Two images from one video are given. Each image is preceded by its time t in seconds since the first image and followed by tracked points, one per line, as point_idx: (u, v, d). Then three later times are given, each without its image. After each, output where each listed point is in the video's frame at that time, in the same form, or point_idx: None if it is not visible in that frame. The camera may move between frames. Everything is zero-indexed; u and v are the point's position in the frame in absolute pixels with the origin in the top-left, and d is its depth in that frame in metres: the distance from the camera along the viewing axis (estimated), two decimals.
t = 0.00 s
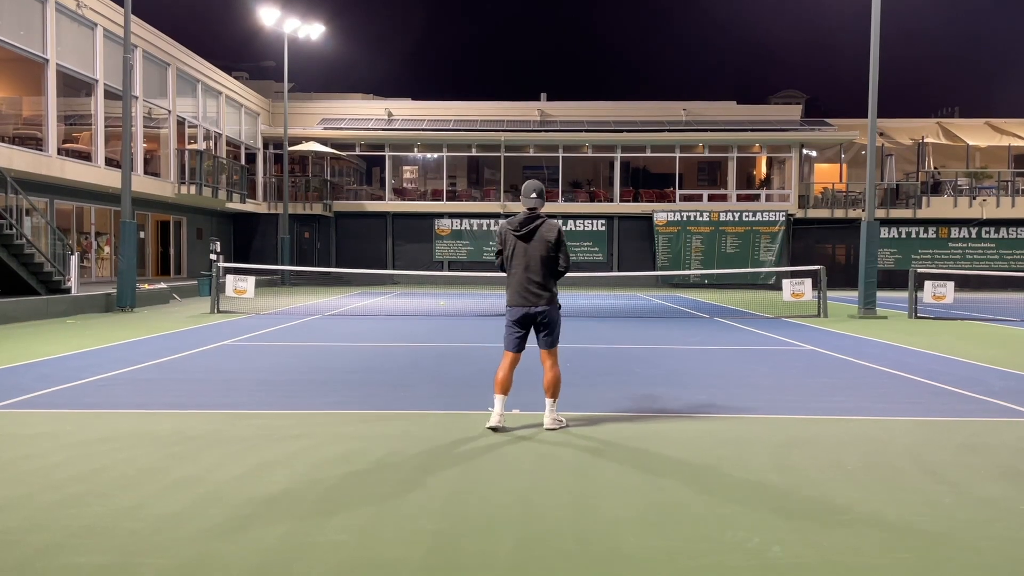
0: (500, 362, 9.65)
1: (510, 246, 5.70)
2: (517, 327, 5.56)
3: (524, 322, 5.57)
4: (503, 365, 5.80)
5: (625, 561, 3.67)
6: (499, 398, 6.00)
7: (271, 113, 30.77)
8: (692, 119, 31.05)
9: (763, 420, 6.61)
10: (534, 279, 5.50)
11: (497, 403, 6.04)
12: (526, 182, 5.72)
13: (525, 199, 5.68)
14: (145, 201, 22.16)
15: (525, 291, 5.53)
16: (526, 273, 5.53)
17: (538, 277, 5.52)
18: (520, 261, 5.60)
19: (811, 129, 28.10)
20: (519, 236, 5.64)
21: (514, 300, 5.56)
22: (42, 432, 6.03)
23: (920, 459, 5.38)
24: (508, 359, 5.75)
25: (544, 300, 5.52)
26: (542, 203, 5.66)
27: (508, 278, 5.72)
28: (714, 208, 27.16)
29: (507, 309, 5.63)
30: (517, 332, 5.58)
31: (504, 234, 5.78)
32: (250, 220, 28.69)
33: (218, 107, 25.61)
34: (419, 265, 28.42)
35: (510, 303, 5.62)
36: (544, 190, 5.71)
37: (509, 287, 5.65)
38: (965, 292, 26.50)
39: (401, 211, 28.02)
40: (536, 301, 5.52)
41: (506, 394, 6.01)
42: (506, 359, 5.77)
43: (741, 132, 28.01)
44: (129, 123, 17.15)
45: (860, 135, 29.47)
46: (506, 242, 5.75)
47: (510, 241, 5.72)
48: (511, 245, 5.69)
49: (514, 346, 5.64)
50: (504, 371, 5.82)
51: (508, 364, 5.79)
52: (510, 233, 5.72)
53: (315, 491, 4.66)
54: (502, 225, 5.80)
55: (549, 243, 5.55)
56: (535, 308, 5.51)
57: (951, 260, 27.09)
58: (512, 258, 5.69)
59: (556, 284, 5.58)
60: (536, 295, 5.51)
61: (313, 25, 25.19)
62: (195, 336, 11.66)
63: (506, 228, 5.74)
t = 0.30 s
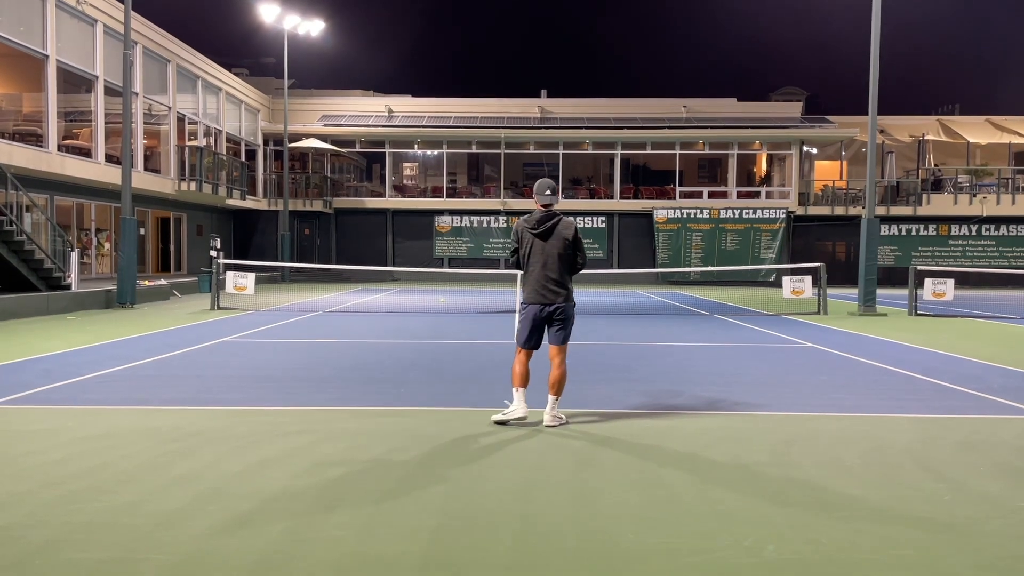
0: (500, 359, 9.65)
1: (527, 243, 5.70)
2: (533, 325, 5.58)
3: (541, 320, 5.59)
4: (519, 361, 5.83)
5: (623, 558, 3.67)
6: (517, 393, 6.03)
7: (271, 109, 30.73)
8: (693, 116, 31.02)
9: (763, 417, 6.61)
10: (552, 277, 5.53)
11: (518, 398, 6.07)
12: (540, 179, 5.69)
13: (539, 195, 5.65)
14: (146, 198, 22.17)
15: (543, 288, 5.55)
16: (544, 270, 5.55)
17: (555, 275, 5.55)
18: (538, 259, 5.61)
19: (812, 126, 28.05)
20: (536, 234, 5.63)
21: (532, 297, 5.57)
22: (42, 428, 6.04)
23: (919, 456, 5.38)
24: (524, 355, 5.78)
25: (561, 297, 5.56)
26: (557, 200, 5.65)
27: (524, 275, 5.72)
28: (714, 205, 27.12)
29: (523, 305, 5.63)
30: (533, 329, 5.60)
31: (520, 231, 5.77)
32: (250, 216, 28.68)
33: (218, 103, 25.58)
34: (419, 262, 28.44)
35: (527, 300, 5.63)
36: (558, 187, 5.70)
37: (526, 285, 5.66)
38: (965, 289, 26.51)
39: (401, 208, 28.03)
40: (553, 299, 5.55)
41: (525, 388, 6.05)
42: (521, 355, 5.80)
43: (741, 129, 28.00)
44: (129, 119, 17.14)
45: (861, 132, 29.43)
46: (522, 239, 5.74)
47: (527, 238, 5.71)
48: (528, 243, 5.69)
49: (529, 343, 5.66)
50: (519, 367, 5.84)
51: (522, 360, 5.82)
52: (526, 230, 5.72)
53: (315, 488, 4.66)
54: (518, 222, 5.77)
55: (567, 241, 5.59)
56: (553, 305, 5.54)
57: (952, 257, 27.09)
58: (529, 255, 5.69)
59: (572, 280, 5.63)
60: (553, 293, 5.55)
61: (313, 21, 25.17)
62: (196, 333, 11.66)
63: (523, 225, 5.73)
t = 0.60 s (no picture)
0: (500, 356, 9.67)
1: (531, 241, 5.71)
2: (536, 322, 5.60)
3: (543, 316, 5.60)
4: (523, 358, 5.85)
5: (622, 554, 3.68)
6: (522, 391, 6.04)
7: (272, 106, 30.70)
8: (694, 113, 31.00)
9: (763, 414, 6.63)
10: (554, 274, 5.54)
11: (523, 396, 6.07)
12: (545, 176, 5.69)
13: (542, 193, 5.65)
14: (146, 194, 22.17)
15: (545, 284, 5.56)
16: (546, 267, 5.56)
17: (557, 272, 5.55)
18: (541, 256, 5.62)
19: (813, 123, 28.01)
20: (539, 231, 5.65)
21: (533, 294, 5.59)
22: (43, 425, 6.04)
23: (919, 454, 5.39)
24: (528, 352, 5.80)
25: (564, 295, 5.55)
26: (561, 197, 5.64)
27: (528, 272, 5.73)
28: (714, 202, 27.10)
29: (526, 302, 5.65)
30: (535, 326, 5.62)
31: (524, 228, 5.78)
32: (250, 213, 28.67)
33: (219, 100, 25.55)
34: (420, 259, 28.46)
35: (530, 297, 5.64)
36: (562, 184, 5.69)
37: (529, 282, 5.67)
38: (966, 287, 26.49)
39: (402, 205, 28.04)
40: (555, 297, 5.55)
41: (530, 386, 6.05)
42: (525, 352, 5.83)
43: (741, 126, 27.96)
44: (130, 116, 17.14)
45: (862, 129, 29.40)
46: (527, 237, 5.76)
47: (531, 236, 5.71)
48: (532, 240, 5.70)
49: (532, 340, 5.68)
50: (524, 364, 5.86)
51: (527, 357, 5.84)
52: (531, 228, 5.73)
53: (315, 484, 4.67)
54: (523, 219, 5.79)
55: (570, 238, 5.59)
56: (555, 302, 5.54)
57: (953, 255, 27.08)
58: (533, 252, 5.70)
59: (576, 278, 5.62)
60: (555, 290, 5.54)
61: (314, 18, 25.12)
62: (197, 329, 11.69)
63: (527, 222, 5.75)
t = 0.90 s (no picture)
0: (500, 353, 9.67)
1: (529, 238, 5.71)
2: (534, 319, 5.60)
3: (543, 313, 5.59)
4: (522, 355, 5.84)
5: (623, 551, 3.67)
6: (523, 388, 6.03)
7: (272, 103, 30.67)
8: (694, 111, 30.98)
9: (763, 412, 6.62)
10: (551, 271, 5.52)
11: (523, 393, 6.05)
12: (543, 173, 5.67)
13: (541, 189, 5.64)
14: (146, 191, 22.15)
15: (543, 280, 5.55)
16: (544, 264, 5.55)
17: (555, 268, 5.53)
18: (539, 253, 5.61)
19: (814, 121, 27.96)
20: (537, 228, 5.63)
21: (532, 290, 5.58)
22: (42, 421, 6.04)
23: (920, 452, 5.38)
24: (527, 349, 5.79)
25: (562, 292, 5.54)
26: (559, 193, 5.61)
27: (527, 269, 5.72)
28: (715, 200, 27.09)
29: (525, 299, 5.64)
30: (535, 323, 5.62)
31: (522, 225, 5.77)
32: (250, 210, 28.65)
33: (219, 97, 25.55)
34: (420, 257, 28.47)
35: (528, 295, 5.63)
36: (560, 180, 5.67)
37: (527, 279, 5.66)
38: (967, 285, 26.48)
39: (402, 202, 28.03)
40: (553, 294, 5.54)
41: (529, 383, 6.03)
42: (524, 349, 5.82)
43: (742, 124, 27.93)
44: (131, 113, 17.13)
45: (862, 127, 29.38)
46: (525, 234, 5.75)
47: (530, 233, 5.70)
48: (530, 237, 5.69)
49: (531, 337, 5.68)
50: (523, 361, 5.85)
51: (526, 354, 5.83)
52: (529, 225, 5.71)
53: (315, 481, 4.66)
54: (521, 216, 5.78)
55: (568, 235, 5.57)
56: (554, 298, 5.53)
57: (953, 253, 27.09)
58: (531, 249, 5.69)
59: (575, 274, 5.60)
60: (553, 287, 5.53)
61: (314, 15, 25.10)
62: (197, 326, 11.68)
63: (525, 219, 5.73)
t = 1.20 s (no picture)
0: (501, 350, 9.69)
1: (529, 236, 5.71)
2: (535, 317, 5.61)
3: (543, 311, 5.60)
4: (523, 353, 5.86)
5: (623, 548, 3.68)
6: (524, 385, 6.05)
7: (273, 100, 30.64)
8: (695, 108, 30.96)
9: (763, 409, 6.63)
10: (550, 268, 5.53)
11: (524, 391, 6.06)
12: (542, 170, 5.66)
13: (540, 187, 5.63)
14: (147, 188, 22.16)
15: (543, 278, 5.56)
16: (543, 262, 5.55)
17: (554, 267, 5.53)
18: (539, 251, 5.61)
19: (814, 118, 27.92)
20: (536, 226, 5.63)
21: (531, 289, 5.59)
22: (44, 418, 6.05)
23: (920, 449, 5.39)
24: (528, 347, 5.81)
25: (561, 290, 5.54)
26: (557, 190, 5.60)
27: (527, 267, 5.73)
28: (716, 197, 27.11)
29: (525, 297, 5.66)
30: (535, 321, 5.65)
31: (522, 223, 5.77)
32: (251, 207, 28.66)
33: (220, 94, 25.54)
34: (420, 254, 28.49)
35: (529, 292, 5.64)
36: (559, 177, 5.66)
37: (527, 277, 5.67)
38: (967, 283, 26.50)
39: (402, 199, 28.04)
40: (552, 292, 5.54)
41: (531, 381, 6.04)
42: (525, 347, 5.84)
43: (743, 121, 27.91)
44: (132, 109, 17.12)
45: (864, 124, 29.34)
46: (525, 232, 5.75)
47: (529, 231, 5.70)
48: (530, 235, 5.70)
49: (532, 334, 5.70)
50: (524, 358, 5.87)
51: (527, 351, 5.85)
52: (528, 223, 5.71)
53: (315, 478, 4.67)
54: (520, 215, 5.78)
55: (567, 233, 5.56)
56: (553, 296, 5.53)
57: (954, 250, 27.12)
58: (531, 247, 5.70)
59: (574, 272, 5.60)
60: (552, 285, 5.53)
61: (315, 12, 25.06)
62: (198, 323, 11.71)
63: (524, 217, 5.74)
